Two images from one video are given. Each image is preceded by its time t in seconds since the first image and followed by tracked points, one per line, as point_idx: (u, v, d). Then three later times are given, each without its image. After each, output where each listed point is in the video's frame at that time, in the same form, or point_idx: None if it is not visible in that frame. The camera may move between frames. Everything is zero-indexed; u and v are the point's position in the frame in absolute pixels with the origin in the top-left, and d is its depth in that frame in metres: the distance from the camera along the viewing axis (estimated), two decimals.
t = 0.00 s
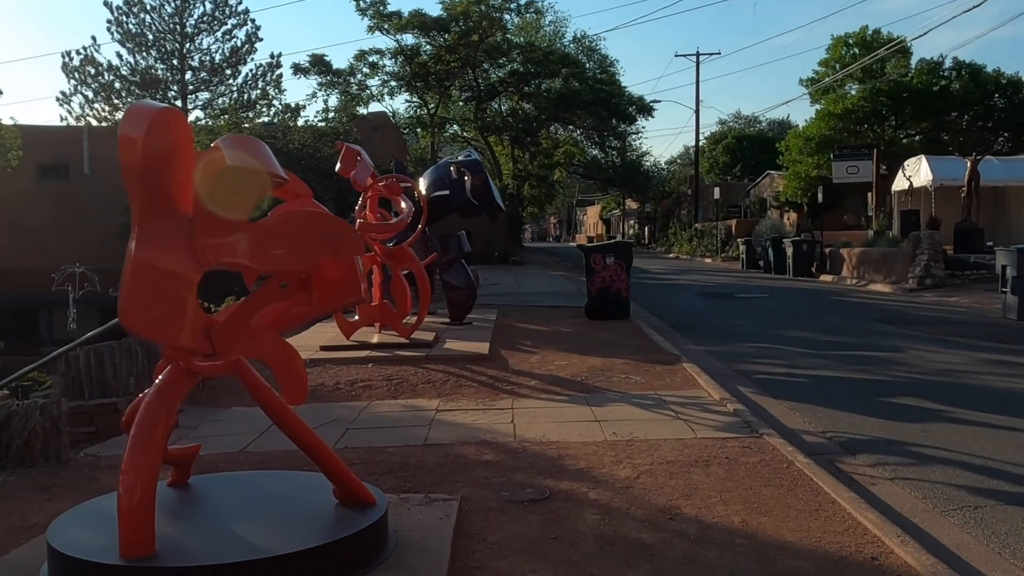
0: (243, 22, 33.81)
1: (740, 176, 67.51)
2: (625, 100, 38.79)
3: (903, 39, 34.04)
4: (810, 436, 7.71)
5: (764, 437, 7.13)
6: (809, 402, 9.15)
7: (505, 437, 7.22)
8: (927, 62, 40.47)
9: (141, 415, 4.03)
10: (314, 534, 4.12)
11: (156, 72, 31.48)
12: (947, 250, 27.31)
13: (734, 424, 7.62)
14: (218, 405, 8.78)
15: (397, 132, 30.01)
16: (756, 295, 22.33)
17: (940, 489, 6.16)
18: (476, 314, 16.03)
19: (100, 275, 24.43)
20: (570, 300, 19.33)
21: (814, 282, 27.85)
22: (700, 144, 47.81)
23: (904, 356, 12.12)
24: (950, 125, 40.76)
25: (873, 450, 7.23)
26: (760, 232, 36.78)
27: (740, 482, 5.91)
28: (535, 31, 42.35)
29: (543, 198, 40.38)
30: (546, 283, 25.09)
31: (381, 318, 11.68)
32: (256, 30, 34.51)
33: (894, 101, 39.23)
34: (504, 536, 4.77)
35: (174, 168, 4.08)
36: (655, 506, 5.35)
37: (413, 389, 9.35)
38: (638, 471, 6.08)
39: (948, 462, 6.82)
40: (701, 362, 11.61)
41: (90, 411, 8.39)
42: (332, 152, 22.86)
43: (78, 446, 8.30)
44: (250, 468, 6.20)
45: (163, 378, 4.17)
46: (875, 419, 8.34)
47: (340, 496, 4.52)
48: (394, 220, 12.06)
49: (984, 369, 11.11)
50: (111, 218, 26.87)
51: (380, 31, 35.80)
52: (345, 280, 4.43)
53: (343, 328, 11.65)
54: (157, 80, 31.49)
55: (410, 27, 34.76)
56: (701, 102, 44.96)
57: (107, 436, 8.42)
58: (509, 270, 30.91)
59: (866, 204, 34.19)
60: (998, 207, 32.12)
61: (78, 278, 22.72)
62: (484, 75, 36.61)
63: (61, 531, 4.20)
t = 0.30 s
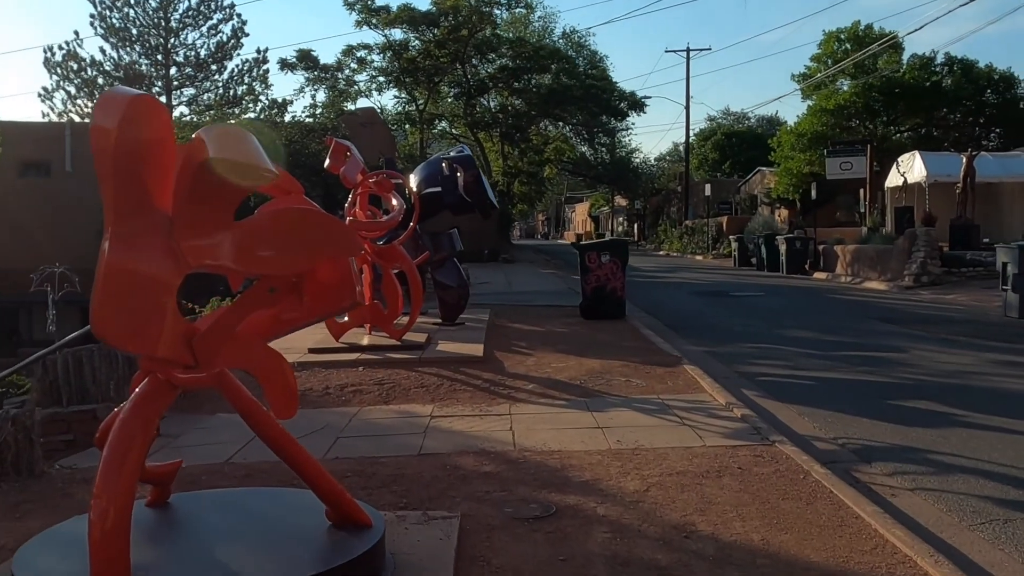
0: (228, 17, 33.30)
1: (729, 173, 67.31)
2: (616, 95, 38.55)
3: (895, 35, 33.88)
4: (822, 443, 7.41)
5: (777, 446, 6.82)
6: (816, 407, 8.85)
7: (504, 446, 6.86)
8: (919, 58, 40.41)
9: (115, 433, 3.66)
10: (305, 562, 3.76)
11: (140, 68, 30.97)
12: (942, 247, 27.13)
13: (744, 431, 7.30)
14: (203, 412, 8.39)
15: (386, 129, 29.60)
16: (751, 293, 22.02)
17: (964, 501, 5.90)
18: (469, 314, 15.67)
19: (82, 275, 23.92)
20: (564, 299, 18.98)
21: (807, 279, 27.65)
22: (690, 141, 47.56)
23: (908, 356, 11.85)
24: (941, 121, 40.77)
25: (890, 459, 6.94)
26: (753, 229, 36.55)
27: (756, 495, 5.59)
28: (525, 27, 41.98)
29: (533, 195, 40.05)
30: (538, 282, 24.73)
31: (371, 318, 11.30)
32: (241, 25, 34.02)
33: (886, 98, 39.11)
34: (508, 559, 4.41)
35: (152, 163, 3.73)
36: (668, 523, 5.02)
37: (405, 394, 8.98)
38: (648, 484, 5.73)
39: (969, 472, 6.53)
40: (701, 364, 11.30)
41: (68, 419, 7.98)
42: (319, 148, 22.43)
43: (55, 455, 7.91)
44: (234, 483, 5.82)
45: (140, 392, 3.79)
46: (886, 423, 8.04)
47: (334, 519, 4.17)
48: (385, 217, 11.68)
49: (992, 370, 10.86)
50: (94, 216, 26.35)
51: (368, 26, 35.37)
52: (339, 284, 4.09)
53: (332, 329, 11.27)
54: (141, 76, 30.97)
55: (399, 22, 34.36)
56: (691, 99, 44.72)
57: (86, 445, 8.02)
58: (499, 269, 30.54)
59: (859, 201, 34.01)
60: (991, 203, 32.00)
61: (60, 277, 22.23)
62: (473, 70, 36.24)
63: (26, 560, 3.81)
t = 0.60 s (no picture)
0: (212, 11, 32.80)
1: (717, 169, 67.17)
2: (606, 91, 38.25)
3: (887, 30, 33.72)
4: (830, 450, 7.14)
5: (785, 453, 6.52)
6: (819, 409, 8.58)
7: (500, 454, 6.54)
8: (909, 54, 40.30)
9: (75, 454, 3.30)
10: None
11: (123, 63, 30.46)
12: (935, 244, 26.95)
13: (748, 436, 7.01)
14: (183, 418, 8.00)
15: (373, 125, 29.20)
16: (743, 291, 21.75)
17: (984, 512, 5.64)
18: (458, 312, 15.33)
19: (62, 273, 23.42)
20: (555, 297, 18.68)
21: (798, 276, 27.41)
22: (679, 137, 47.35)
23: (909, 355, 11.60)
24: (932, 117, 40.70)
25: (903, 467, 6.65)
26: (743, 226, 36.34)
27: (768, 507, 5.30)
28: (514, 22, 41.63)
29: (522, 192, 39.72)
30: (527, 279, 24.39)
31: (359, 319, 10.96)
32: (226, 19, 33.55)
33: (876, 94, 38.98)
34: None
35: (115, 155, 3.38)
36: (679, 540, 4.71)
37: (394, 398, 8.65)
38: (653, 496, 5.42)
39: (988, 482, 6.25)
40: (699, 364, 11.01)
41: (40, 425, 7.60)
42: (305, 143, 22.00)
43: (27, 464, 7.57)
44: (214, 497, 5.47)
45: (105, 408, 3.43)
46: (895, 426, 7.78)
47: (319, 543, 3.84)
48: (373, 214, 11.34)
49: (996, 370, 10.63)
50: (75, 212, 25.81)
51: (355, 21, 34.94)
52: (327, 286, 3.73)
53: (319, 330, 10.92)
54: (124, 71, 30.46)
55: (387, 17, 33.96)
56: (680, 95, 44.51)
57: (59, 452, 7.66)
58: (489, 267, 30.20)
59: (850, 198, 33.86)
60: (981, 200, 31.90)
61: (40, 276, 21.71)
62: (462, 65, 35.84)
63: None
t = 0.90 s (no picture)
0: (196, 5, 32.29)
1: (706, 166, 66.98)
2: (596, 87, 37.88)
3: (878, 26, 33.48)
4: (837, 455, 6.82)
5: (791, 462, 6.20)
6: (823, 412, 8.27)
7: (491, 465, 6.19)
8: (899, 50, 40.16)
9: (14, 482, 2.99)
10: None
11: (104, 57, 29.92)
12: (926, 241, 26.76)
13: (751, 443, 6.69)
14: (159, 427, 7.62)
15: (360, 121, 28.78)
16: (735, 288, 21.47)
17: (1004, 525, 5.33)
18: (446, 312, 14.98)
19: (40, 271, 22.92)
20: (545, 296, 18.36)
21: (790, 273, 27.20)
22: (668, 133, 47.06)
23: (909, 355, 11.28)
24: (921, 114, 40.53)
25: (914, 475, 6.34)
26: (733, 222, 36.07)
27: (777, 523, 4.97)
28: (503, 18, 41.24)
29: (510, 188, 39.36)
30: (516, 277, 24.04)
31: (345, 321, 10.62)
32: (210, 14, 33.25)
33: (866, 90, 38.82)
34: None
35: (59, 145, 3.05)
36: (685, 561, 4.38)
37: (380, 403, 8.29)
38: (654, 512, 5.09)
39: (1004, 492, 5.95)
40: (694, 365, 10.67)
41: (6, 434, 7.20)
42: (290, 139, 21.59)
43: None
44: (185, 515, 5.11)
45: (50, 428, 3.12)
46: (900, 431, 7.46)
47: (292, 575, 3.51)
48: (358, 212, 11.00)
49: (999, 369, 10.36)
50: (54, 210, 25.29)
51: (341, 15, 34.51)
52: (301, 292, 3.39)
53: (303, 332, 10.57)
54: (105, 65, 29.92)
55: (373, 12, 33.53)
56: (669, 91, 44.26)
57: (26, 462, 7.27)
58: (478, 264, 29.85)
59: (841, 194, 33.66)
60: (971, 196, 31.77)
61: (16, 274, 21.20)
62: (450, 60, 35.41)
63: None
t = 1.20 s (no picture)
0: None
1: (697, 163, 66.67)
2: (586, 83, 37.50)
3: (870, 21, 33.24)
4: (841, 464, 6.48)
5: (795, 473, 5.85)
6: (825, 416, 7.93)
7: (477, 479, 5.84)
8: (889, 47, 39.98)
9: None
10: None
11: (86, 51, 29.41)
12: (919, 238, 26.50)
13: (753, 452, 6.33)
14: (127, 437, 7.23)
15: (347, 117, 28.35)
16: (728, 286, 21.14)
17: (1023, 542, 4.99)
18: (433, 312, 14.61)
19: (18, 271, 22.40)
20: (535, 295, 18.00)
21: (782, 270, 26.91)
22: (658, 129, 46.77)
23: (909, 355, 10.95)
24: (912, 109, 40.31)
25: (923, 485, 6.00)
26: (725, 219, 35.77)
27: (784, 543, 4.62)
28: (492, 13, 40.85)
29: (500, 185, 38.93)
30: (506, 276, 23.66)
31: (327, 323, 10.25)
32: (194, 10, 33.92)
33: (857, 87, 38.58)
34: None
35: None
36: None
37: (362, 411, 7.92)
38: (652, 531, 4.74)
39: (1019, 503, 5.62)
40: (688, 366, 10.33)
41: None
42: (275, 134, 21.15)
43: None
44: (143, 537, 4.77)
45: None
46: (906, 436, 7.12)
47: None
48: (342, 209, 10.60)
49: (1002, 370, 10.04)
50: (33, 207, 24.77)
51: (328, 10, 34.18)
52: (255, 302, 3.41)
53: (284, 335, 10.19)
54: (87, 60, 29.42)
55: (360, 6, 33.10)
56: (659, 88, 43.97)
57: None
58: (467, 262, 29.48)
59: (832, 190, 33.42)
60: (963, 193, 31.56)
61: None
62: (439, 55, 34.96)
63: None
